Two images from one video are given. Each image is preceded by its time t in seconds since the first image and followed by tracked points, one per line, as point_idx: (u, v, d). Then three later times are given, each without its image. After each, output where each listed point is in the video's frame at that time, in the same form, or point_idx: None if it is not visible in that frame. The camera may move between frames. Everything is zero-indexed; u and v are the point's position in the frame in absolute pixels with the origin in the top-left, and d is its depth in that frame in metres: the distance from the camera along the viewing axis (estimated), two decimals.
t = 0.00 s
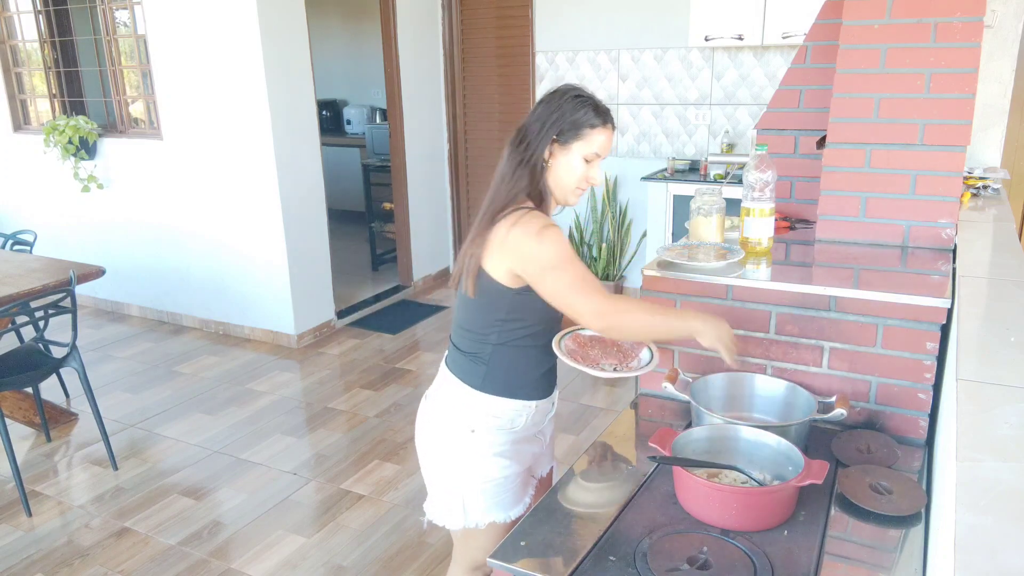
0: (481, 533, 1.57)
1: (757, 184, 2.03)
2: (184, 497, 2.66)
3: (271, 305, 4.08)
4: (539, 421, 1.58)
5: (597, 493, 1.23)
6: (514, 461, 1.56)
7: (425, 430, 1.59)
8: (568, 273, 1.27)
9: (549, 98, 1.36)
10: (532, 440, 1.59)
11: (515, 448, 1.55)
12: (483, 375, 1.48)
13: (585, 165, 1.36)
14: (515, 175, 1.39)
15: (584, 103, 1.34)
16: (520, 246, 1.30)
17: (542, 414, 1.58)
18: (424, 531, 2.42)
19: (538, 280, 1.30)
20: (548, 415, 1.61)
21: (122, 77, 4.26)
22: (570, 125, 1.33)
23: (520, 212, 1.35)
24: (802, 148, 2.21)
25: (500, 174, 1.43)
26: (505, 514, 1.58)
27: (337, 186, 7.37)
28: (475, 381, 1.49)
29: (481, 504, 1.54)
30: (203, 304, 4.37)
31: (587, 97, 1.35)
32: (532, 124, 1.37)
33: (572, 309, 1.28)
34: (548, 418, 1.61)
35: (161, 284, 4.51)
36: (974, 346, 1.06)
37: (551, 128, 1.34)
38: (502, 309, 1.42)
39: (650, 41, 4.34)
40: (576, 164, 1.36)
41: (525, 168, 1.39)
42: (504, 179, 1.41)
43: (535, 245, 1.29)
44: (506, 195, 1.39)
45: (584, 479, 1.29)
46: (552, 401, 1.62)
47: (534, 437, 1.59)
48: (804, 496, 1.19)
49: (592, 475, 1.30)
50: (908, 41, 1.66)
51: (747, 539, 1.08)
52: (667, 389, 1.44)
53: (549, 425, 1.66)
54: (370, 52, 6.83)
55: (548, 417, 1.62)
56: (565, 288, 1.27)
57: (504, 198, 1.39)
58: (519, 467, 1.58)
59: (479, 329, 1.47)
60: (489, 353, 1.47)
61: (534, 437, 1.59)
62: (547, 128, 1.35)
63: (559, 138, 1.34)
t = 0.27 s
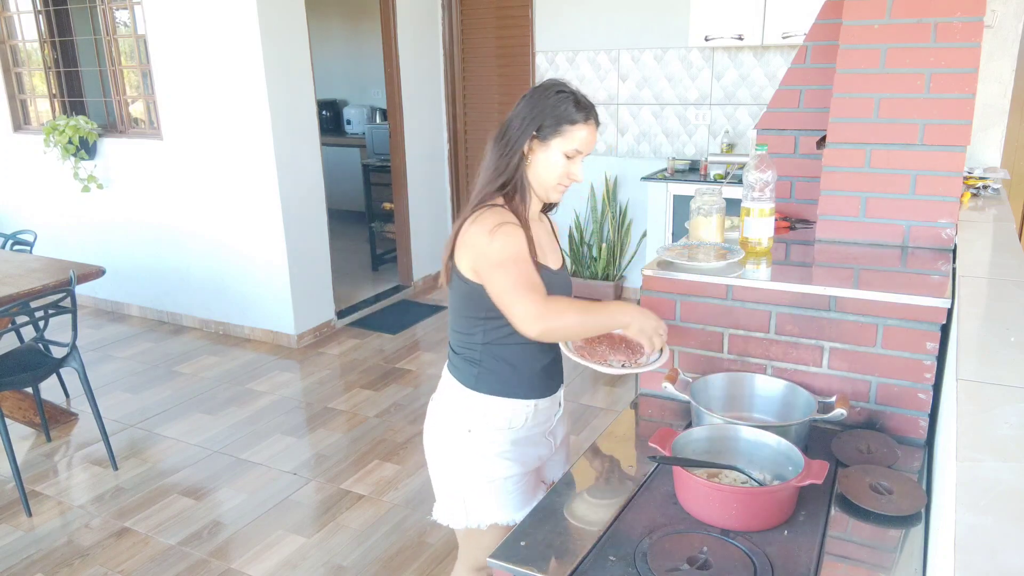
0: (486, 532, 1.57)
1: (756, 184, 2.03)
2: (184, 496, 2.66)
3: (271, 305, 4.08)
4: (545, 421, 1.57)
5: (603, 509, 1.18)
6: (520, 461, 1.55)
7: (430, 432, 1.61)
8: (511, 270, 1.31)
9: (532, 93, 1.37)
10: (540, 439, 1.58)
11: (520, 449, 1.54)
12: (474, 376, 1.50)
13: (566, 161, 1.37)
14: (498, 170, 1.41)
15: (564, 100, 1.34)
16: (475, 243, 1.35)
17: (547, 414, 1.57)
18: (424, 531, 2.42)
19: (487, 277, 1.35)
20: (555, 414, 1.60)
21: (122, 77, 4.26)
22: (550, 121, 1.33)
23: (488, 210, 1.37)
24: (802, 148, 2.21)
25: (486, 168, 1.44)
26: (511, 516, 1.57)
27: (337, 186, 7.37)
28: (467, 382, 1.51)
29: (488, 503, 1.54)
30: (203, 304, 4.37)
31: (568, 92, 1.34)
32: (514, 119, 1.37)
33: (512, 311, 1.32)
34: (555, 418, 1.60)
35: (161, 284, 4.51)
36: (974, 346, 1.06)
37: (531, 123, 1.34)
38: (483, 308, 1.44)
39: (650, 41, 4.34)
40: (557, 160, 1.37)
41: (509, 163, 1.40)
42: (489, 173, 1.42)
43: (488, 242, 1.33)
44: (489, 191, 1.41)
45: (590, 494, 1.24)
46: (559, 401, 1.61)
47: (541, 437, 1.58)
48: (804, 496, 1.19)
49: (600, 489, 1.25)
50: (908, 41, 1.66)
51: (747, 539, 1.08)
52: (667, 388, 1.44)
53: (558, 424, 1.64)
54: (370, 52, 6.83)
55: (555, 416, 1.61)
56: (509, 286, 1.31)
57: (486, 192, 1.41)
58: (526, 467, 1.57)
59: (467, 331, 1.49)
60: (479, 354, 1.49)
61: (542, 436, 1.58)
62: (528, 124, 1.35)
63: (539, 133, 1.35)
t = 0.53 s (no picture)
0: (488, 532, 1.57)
1: (756, 183, 2.03)
2: (184, 496, 2.66)
3: (271, 305, 4.08)
4: (549, 420, 1.57)
5: (601, 509, 1.18)
6: (524, 460, 1.55)
7: (434, 432, 1.61)
8: (499, 281, 1.31)
9: (529, 92, 1.37)
10: (544, 438, 1.58)
11: (523, 449, 1.54)
12: (473, 375, 1.50)
13: (563, 159, 1.36)
14: (496, 169, 1.41)
15: (560, 98, 1.33)
16: (467, 245, 1.34)
17: (551, 413, 1.57)
18: (424, 531, 2.42)
19: (473, 280, 1.35)
20: (559, 413, 1.60)
21: (122, 76, 4.26)
22: (546, 119, 1.33)
23: (482, 210, 1.37)
24: (802, 148, 2.21)
25: (484, 167, 1.45)
26: (512, 516, 1.56)
27: (337, 186, 7.37)
28: (468, 381, 1.51)
29: (492, 502, 1.54)
30: (202, 304, 4.37)
31: (564, 92, 1.34)
32: (512, 118, 1.38)
33: (491, 321, 1.33)
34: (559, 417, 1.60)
35: (161, 284, 4.51)
36: (974, 346, 1.06)
37: (527, 121, 1.34)
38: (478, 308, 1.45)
39: (650, 41, 4.34)
40: (554, 157, 1.36)
41: (506, 161, 1.40)
42: (487, 173, 1.43)
43: (477, 248, 1.32)
44: (488, 189, 1.42)
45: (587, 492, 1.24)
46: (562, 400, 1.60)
47: (545, 436, 1.58)
48: (804, 496, 1.19)
49: (596, 489, 1.25)
50: (908, 41, 1.66)
51: (747, 539, 1.08)
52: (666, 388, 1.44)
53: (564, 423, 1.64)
54: (370, 52, 6.83)
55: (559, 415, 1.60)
56: (494, 296, 1.31)
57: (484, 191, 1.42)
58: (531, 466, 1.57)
59: (466, 331, 1.50)
60: (477, 353, 1.49)
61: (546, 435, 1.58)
62: (523, 122, 1.35)
63: (534, 131, 1.35)
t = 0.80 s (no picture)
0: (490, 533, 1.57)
1: (756, 183, 2.02)
2: (184, 496, 2.66)
3: (271, 305, 4.08)
4: (553, 419, 1.57)
5: (602, 507, 1.19)
6: (528, 459, 1.55)
7: (437, 431, 1.62)
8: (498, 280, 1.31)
9: (530, 91, 1.37)
10: (548, 438, 1.57)
11: (526, 449, 1.54)
12: (476, 375, 1.50)
13: (563, 158, 1.36)
14: (496, 169, 1.41)
15: (561, 98, 1.33)
16: (468, 245, 1.34)
17: (555, 413, 1.57)
18: (424, 531, 2.42)
19: (473, 280, 1.35)
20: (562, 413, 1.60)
21: (122, 76, 4.25)
22: (545, 118, 1.33)
23: (484, 211, 1.37)
24: (802, 148, 2.21)
25: (486, 167, 1.45)
26: (515, 516, 1.56)
27: (337, 186, 7.37)
28: (471, 381, 1.51)
29: (495, 501, 1.54)
30: (202, 304, 4.37)
31: (564, 91, 1.34)
32: (512, 118, 1.38)
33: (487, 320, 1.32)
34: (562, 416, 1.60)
35: (161, 284, 4.51)
36: (974, 346, 1.06)
37: (527, 120, 1.34)
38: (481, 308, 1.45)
39: (650, 41, 4.34)
40: (554, 156, 1.36)
41: (507, 161, 1.40)
42: (489, 173, 1.43)
43: (477, 248, 1.32)
44: (489, 189, 1.42)
45: (587, 490, 1.25)
46: (566, 399, 1.60)
47: (549, 435, 1.58)
48: (804, 496, 1.19)
49: (596, 486, 1.26)
50: (908, 40, 1.66)
51: (747, 539, 1.08)
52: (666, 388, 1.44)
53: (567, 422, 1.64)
54: (370, 52, 6.83)
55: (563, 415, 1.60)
56: (492, 295, 1.31)
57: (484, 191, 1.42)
58: (534, 466, 1.57)
59: (468, 331, 1.50)
60: (480, 353, 1.49)
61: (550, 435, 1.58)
62: (523, 122, 1.35)
63: (534, 130, 1.35)
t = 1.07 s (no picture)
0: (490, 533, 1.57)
1: (756, 183, 2.02)
2: (184, 496, 2.66)
3: (271, 305, 4.08)
4: (554, 419, 1.57)
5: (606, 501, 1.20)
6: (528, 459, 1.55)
7: (438, 430, 1.61)
8: (511, 271, 1.30)
9: (534, 92, 1.37)
10: (549, 438, 1.57)
11: (527, 449, 1.54)
12: (480, 375, 1.50)
13: (568, 158, 1.36)
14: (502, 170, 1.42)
15: (566, 98, 1.33)
16: (478, 243, 1.35)
17: (556, 413, 1.56)
18: (424, 531, 2.42)
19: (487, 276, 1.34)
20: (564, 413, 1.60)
21: (122, 76, 4.25)
22: (550, 118, 1.33)
23: (491, 209, 1.37)
24: (802, 148, 2.21)
25: (491, 169, 1.45)
26: (516, 516, 1.56)
27: (337, 186, 7.37)
28: (474, 381, 1.51)
29: (495, 501, 1.54)
30: (202, 304, 4.37)
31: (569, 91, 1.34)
32: (517, 119, 1.38)
33: (509, 310, 1.31)
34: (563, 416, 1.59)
35: (161, 284, 4.51)
36: (974, 346, 1.06)
37: (532, 120, 1.35)
38: (487, 308, 1.44)
39: (650, 41, 4.34)
40: (559, 156, 1.36)
41: (513, 161, 1.40)
42: (494, 174, 1.43)
43: (488, 243, 1.32)
44: (494, 189, 1.42)
45: (590, 486, 1.26)
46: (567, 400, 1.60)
47: (550, 435, 1.58)
48: (804, 496, 1.19)
49: (599, 482, 1.27)
50: (908, 40, 1.66)
51: (747, 539, 1.08)
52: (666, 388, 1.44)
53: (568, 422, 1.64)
54: (370, 52, 6.83)
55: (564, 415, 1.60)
56: (508, 285, 1.30)
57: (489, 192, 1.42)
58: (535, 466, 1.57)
59: (472, 332, 1.50)
60: (484, 353, 1.49)
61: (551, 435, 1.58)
62: (529, 122, 1.36)
63: (540, 131, 1.35)
